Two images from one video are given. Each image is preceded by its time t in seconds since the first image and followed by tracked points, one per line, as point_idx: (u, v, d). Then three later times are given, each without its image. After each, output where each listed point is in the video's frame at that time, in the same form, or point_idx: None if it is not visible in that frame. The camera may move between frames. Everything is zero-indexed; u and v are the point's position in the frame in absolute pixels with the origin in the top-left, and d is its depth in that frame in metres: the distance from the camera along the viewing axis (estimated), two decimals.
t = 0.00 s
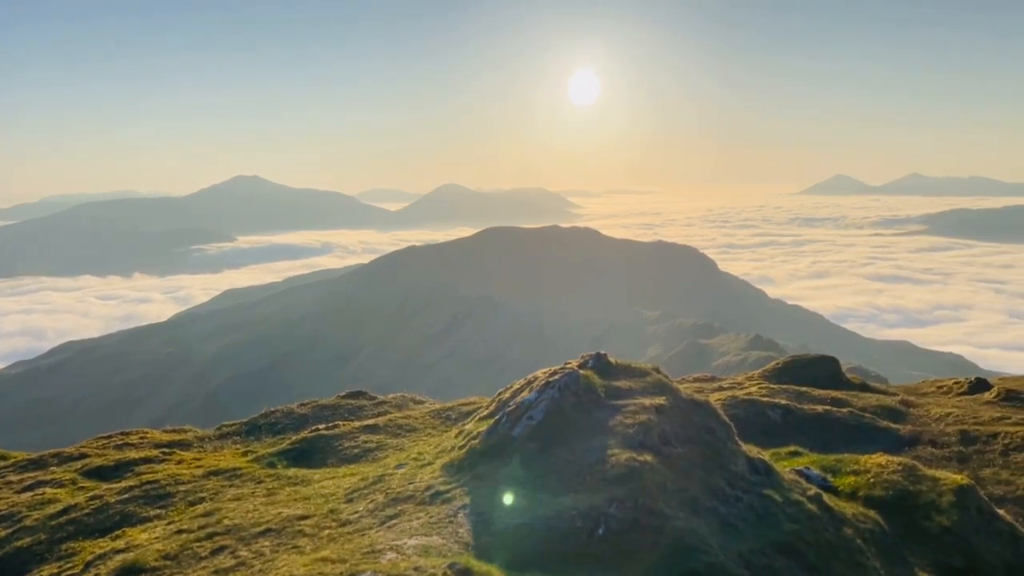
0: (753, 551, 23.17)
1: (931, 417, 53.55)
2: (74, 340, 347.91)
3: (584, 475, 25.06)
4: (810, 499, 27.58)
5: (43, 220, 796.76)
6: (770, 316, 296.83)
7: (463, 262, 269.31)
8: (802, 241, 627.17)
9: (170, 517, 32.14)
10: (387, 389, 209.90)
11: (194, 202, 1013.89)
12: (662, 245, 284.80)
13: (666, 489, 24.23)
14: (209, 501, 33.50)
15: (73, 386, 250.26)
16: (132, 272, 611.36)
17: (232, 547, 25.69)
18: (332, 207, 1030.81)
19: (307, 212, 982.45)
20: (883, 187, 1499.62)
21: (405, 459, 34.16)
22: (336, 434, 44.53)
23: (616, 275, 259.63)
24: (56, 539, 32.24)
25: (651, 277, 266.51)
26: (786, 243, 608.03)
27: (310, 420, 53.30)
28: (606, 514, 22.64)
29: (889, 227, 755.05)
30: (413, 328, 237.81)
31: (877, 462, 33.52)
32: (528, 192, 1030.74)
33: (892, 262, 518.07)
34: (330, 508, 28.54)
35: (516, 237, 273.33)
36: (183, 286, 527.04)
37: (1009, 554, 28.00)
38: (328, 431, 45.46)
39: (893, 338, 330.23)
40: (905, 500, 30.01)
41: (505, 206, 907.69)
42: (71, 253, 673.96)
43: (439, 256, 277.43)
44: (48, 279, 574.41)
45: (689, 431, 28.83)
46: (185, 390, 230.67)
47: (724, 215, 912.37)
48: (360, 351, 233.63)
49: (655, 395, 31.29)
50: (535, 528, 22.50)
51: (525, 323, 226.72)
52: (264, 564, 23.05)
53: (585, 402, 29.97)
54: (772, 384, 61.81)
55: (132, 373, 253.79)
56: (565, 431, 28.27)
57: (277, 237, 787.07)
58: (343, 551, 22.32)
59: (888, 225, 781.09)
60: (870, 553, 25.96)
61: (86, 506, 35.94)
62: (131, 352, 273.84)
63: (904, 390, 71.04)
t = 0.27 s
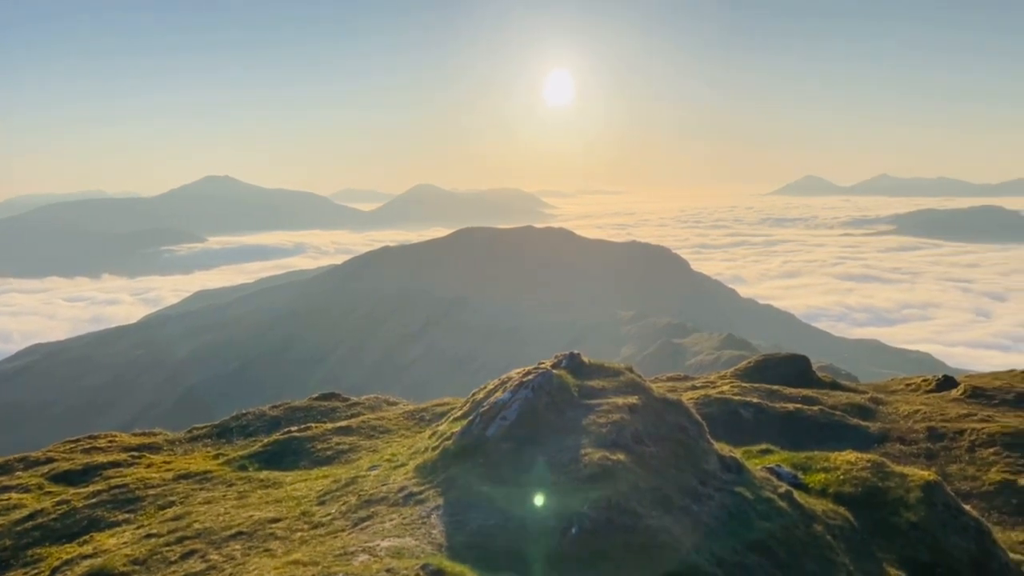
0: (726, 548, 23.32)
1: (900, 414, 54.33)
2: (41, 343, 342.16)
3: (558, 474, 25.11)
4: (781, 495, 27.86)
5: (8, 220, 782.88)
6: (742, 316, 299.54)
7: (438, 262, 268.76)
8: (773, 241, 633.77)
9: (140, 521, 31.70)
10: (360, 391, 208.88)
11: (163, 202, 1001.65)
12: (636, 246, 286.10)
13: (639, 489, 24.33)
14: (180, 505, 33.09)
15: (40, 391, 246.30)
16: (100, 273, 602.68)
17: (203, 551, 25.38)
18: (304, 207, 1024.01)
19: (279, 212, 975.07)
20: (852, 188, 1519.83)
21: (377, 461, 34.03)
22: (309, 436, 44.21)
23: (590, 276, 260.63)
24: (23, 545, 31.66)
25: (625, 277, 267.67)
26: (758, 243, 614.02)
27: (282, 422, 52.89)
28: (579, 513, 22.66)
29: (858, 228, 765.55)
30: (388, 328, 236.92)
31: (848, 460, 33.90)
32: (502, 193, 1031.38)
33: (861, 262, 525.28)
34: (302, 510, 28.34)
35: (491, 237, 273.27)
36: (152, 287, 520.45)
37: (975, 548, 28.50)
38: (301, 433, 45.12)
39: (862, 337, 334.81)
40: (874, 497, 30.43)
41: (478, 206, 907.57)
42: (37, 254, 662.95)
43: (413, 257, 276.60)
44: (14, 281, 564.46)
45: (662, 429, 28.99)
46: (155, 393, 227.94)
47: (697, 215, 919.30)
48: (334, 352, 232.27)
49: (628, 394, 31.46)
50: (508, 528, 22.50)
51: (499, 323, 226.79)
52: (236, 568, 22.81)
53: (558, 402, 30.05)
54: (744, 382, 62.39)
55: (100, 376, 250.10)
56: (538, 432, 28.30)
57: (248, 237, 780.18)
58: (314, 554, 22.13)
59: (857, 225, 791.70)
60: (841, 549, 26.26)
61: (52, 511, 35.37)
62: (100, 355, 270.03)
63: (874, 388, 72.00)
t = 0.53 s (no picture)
0: (699, 546, 23.50)
1: (870, 412, 55.07)
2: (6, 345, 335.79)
3: (532, 474, 25.13)
4: (754, 493, 28.08)
5: None
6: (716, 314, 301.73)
7: (412, 263, 267.88)
8: (745, 241, 639.25)
9: (109, 526, 31.22)
10: (334, 392, 207.63)
11: (132, 202, 988.46)
12: (611, 245, 286.89)
13: (613, 487, 24.41)
14: (150, 509, 32.62)
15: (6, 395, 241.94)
16: (68, 275, 593.14)
17: (173, 554, 25.07)
18: (277, 207, 1015.82)
19: (251, 212, 966.27)
20: (822, 188, 1537.95)
21: (352, 462, 33.88)
22: (281, 438, 43.86)
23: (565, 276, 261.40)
24: None
25: (599, 277, 268.69)
26: (730, 243, 618.91)
27: (255, 424, 52.41)
28: (553, 514, 22.66)
29: (828, 227, 774.38)
30: (362, 329, 235.85)
31: (818, 457, 34.29)
32: (476, 193, 1030.20)
33: (832, 261, 531.40)
34: (275, 512, 28.10)
35: (466, 237, 272.96)
36: (121, 289, 513.14)
37: (944, 542, 28.92)
38: (273, 436, 44.74)
39: (832, 335, 338.78)
40: (844, 493, 30.76)
41: (452, 206, 905.45)
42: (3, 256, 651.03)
43: (387, 257, 275.40)
44: None
45: (636, 428, 29.13)
46: (125, 395, 224.99)
47: (670, 215, 924.25)
48: (308, 353, 230.70)
49: (602, 393, 31.58)
50: (483, 527, 22.48)
51: (474, 323, 226.76)
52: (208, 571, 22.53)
53: (532, 401, 30.09)
54: (717, 381, 62.73)
55: (66, 381, 246.08)
56: (514, 431, 28.26)
57: (220, 238, 772.05)
58: (287, 557, 21.90)
59: (828, 225, 800.52)
60: (812, 545, 26.57)
61: (18, 516, 34.71)
62: (67, 357, 265.85)
63: (845, 385, 72.87)
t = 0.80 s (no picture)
0: (673, 543, 23.57)
1: (840, 410, 55.71)
2: None
3: (508, 474, 25.08)
4: (726, 491, 28.29)
5: None
6: (690, 314, 303.77)
7: (387, 262, 266.81)
8: (719, 240, 644.39)
9: (77, 531, 30.74)
10: (308, 394, 206.21)
11: (102, 203, 974.73)
12: (585, 245, 287.48)
13: (587, 487, 24.44)
14: (119, 513, 32.19)
15: None
16: (35, 277, 583.72)
17: (144, 560, 24.74)
18: (250, 207, 1007.17)
19: (223, 212, 957.16)
20: (794, 188, 1554.00)
21: (325, 465, 33.62)
22: (254, 440, 43.43)
23: (540, 275, 261.88)
24: None
25: (574, 277, 269.53)
26: (703, 243, 623.55)
27: (227, 426, 51.89)
28: (528, 513, 22.64)
29: (800, 227, 782.46)
30: (337, 329, 234.52)
31: (790, 455, 34.58)
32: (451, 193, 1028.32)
33: (803, 261, 536.99)
34: (247, 515, 27.84)
35: (441, 237, 272.40)
36: (90, 290, 505.91)
37: (913, 538, 29.34)
38: (245, 438, 44.28)
39: (805, 334, 342.42)
40: (815, 490, 31.11)
41: (427, 206, 903.00)
42: None
43: (362, 257, 274.05)
44: None
45: (610, 426, 29.19)
46: (95, 398, 221.91)
47: (644, 215, 928.50)
48: (282, 354, 228.92)
49: (577, 392, 31.65)
50: (456, 529, 22.42)
51: (450, 323, 226.40)
52: None
53: (507, 402, 30.07)
54: (691, 381, 63.15)
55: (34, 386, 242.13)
56: (488, 433, 28.22)
57: (192, 238, 763.86)
58: (261, 559, 21.72)
59: (800, 225, 808.63)
60: (784, 542, 26.79)
61: None
62: (35, 360, 261.57)
63: (817, 383, 73.69)
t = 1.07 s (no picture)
0: (646, 541, 23.65)
1: (813, 407, 56.28)
2: None
3: (481, 474, 25.04)
4: (701, 489, 28.44)
5: None
6: (664, 313, 305.55)
7: (362, 263, 265.49)
8: (692, 240, 648.52)
9: (46, 537, 30.25)
10: (281, 395, 204.60)
11: (70, 203, 959.57)
12: (560, 244, 288.02)
13: (563, 485, 24.48)
14: (89, 518, 31.70)
15: None
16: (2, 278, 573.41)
17: (114, 565, 24.39)
18: (222, 207, 997.01)
19: (195, 212, 946.51)
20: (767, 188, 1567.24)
21: (299, 467, 33.35)
22: (226, 443, 42.97)
23: (515, 275, 262.01)
24: None
25: (548, 277, 270.04)
26: (677, 242, 627.22)
27: (199, 429, 51.32)
28: (504, 513, 22.60)
29: (772, 227, 789.47)
30: (311, 330, 232.89)
31: (763, 452, 34.86)
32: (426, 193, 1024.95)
33: (776, 260, 541.76)
34: (219, 519, 27.56)
35: (416, 237, 271.58)
36: (58, 292, 498.00)
37: (884, 533, 29.84)
38: (217, 441, 43.79)
39: (777, 333, 345.64)
40: (789, 487, 31.38)
41: (401, 205, 898.59)
42: None
43: (336, 257, 272.50)
44: None
45: (585, 426, 29.24)
46: (64, 401, 218.70)
47: (618, 215, 930.98)
48: (255, 355, 227.02)
49: (552, 392, 31.66)
50: (433, 530, 22.35)
51: (425, 324, 225.84)
52: None
53: (483, 401, 30.04)
54: (664, 380, 63.45)
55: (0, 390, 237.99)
56: (462, 433, 28.14)
57: (162, 238, 754.57)
58: (232, 562, 21.52)
59: (772, 224, 815.97)
60: (757, 540, 27.00)
61: None
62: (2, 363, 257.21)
63: (789, 381, 74.34)
